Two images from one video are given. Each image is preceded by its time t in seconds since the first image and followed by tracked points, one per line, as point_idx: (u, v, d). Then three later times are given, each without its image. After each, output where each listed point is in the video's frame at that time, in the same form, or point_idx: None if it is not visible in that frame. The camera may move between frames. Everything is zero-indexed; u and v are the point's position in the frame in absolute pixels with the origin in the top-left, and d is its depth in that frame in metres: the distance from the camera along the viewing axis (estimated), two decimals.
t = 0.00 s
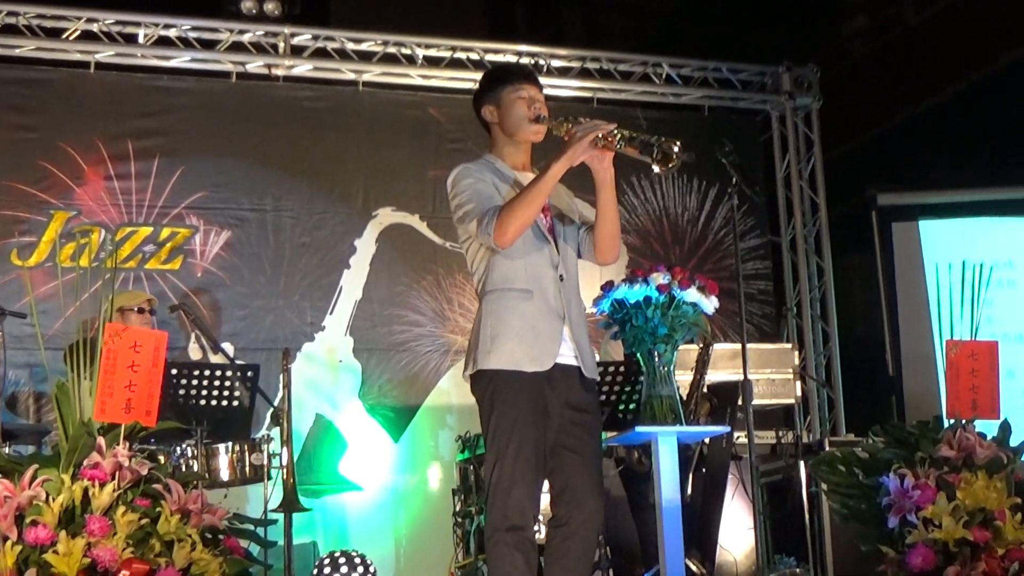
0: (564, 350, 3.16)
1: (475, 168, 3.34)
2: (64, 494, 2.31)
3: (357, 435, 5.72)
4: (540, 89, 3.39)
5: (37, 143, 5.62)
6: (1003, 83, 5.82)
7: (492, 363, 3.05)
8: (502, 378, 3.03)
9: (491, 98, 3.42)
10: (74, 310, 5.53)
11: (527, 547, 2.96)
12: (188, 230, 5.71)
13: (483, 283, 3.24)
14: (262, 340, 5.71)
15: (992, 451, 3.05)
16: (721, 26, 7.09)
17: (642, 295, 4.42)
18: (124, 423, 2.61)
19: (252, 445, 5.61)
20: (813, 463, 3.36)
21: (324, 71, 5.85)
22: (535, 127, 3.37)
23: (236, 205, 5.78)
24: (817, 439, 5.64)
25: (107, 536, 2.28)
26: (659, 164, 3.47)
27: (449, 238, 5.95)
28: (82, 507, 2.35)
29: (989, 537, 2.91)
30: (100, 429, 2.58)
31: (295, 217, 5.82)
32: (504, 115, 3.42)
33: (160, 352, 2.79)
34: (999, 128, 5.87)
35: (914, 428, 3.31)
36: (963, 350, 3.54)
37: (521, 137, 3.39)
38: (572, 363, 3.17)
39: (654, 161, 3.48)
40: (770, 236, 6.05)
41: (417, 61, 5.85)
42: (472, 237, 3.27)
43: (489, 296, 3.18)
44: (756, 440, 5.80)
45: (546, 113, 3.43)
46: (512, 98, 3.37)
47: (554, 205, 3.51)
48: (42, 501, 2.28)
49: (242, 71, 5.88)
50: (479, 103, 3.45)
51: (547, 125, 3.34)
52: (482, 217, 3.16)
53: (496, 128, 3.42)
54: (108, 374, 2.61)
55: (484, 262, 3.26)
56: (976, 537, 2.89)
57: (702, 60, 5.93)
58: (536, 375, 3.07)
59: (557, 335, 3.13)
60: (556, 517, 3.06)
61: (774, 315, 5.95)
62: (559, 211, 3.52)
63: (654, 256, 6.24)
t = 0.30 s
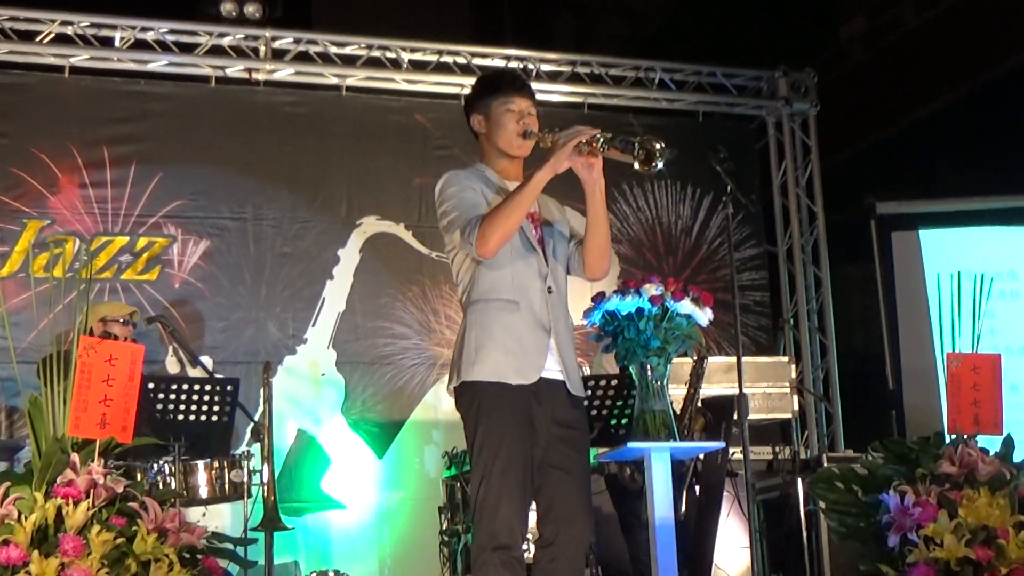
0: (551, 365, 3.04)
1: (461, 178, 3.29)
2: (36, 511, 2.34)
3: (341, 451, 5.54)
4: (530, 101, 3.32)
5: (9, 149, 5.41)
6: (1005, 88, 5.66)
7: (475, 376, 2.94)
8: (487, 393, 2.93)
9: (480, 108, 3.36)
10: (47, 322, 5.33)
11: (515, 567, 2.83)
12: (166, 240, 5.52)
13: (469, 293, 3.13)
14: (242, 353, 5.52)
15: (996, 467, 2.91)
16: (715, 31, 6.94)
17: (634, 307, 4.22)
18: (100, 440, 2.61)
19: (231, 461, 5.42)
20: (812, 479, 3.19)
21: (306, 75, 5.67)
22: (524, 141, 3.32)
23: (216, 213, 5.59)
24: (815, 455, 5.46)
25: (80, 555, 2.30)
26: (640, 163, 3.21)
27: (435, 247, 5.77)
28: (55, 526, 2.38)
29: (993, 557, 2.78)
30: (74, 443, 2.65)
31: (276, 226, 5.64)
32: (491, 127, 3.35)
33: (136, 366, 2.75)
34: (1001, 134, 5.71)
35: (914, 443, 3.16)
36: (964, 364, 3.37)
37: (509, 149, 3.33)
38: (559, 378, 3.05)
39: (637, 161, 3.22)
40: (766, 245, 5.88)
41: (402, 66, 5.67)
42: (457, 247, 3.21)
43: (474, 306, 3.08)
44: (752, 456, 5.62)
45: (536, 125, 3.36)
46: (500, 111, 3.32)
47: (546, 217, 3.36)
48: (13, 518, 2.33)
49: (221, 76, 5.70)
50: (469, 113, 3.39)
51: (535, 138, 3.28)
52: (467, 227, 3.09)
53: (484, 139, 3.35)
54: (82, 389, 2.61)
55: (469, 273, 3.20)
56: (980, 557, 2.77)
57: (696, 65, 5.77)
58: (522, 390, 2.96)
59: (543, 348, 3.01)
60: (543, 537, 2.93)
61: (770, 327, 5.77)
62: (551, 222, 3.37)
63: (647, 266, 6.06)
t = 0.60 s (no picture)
0: (541, 376, 2.92)
1: (449, 183, 3.22)
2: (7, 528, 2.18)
3: (326, 465, 5.36)
4: (522, 105, 3.27)
5: None
6: (1011, 90, 5.50)
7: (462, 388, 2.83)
8: (476, 406, 2.80)
9: (471, 112, 3.30)
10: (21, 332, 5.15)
11: None
12: (144, 247, 5.34)
13: (456, 299, 3.02)
14: (224, 364, 5.35)
15: (1002, 480, 2.77)
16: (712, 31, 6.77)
17: (628, 316, 4.01)
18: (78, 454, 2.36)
19: (213, 475, 5.24)
20: (810, 494, 3.03)
21: (290, 77, 5.49)
22: (514, 145, 3.25)
23: (197, 219, 5.41)
24: (815, 468, 5.28)
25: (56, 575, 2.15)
26: (619, 155, 3.16)
27: (423, 254, 5.60)
28: (30, 543, 2.21)
29: None
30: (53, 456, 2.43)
31: (258, 232, 5.46)
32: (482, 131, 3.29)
33: (117, 376, 2.47)
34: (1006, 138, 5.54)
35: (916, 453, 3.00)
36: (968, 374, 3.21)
37: (499, 153, 3.27)
38: (550, 390, 2.92)
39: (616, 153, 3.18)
40: (764, 252, 5.70)
41: (389, 67, 5.50)
42: (445, 253, 3.07)
43: (461, 314, 2.97)
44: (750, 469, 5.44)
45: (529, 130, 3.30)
46: (491, 114, 3.26)
47: (534, 223, 3.24)
48: None
49: (202, 77, 5.52)
50: (461, 118, 3.34)
51: (526, 141, 3.22)
52: (450, 231, 3.00)
53: (475, 143, 3.29)
54: (57, 401, 2.36)
55: (457, 279, 3.05)
56: None
57: (692, 65, 5.59)
58: (512, 403, 2.84)
59: (531, 358, 2.89)
60: (534, 554, 2.82)
61: (769, 336, 5.60)
62: (539, 228, 3.25)
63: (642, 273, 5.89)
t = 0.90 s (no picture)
0: (536, 385, 2.78)
1: (441, 189, 3.08)
2: None
3: (314, 478, 5.20)
4: (516, 108, 3.13)
5: None
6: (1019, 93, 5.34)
7: (456, 399, 2.68)
8: (468, 424, 2.66)
9: (464, 116, 3.16)
10: None
11: None
12: (127, 253, 5.16)
13: (448, 307, 2.87)
14: (209, 374, 5.18)
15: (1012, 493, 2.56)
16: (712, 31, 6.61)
17: (625, 325, 3.85)
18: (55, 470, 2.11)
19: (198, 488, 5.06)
20: (811, 508, 2.84)
21: (277, 78, 5.32)
22: (507, 150, 3.10)
23: (181, 225, 5.24)
24: (819, 482, 5.11)
25: None
26: (605, 150, 3.01)
27: (414, 261, 5.43)
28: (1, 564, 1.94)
29: None
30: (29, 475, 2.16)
31: (244, 238, 5.30)
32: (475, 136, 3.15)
33: (98, 389, 2.26)
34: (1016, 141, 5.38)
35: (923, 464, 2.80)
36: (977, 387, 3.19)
37: (492, 158, 3.13)
38: (546, 400, 2.78)
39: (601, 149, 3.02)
40: (766, 259, 5.54)
41: (379, 68, 5.33)
42: (437, 261, 2.90)
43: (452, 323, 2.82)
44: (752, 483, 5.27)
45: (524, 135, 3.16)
46: (483, 117, 3.11)
47: (527, 229, 3.09)
48: None
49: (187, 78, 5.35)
50: (454, 121, 3.20)
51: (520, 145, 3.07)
52: (440, 237, 2.86)
53: (468, 148, 3.15)
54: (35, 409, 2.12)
55: (449, 287, 2.88)
56: None
57: (692, 67, 5.41)
58: (505, 420, 2.69)
59: (526, 367, 2.75)
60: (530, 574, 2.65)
61: (771, 346, 5.43)
62: (532, 234, 3.10)
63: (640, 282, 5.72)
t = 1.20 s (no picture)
0: (534, 394, 2.61)
1: (433, 194, 2.93)
2: None
3: (304, 491, 5.03)
4: (509, 110, 2.96)
5: None
6: None
7: (451, 409, 2.52)
8: (466, 443, 2.49)
9: (456, 118, 3.00)
10: None
11: None
12: (110, 258, 4.99)
13: (440, 316, 2.71)
14: (195, 384, 5.01)
15: None
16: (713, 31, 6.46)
17: (625, 333, 3.68)
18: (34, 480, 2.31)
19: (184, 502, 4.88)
20: (822, 524, 2.73)
21: (266, 78, 5.16)
22: (501, 153, 2.93)
23: (166, 229, 5.07)
24: (825, 495, 4.94)
25: None
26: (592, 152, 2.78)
27: (407, 266, 5.27)
28: None
29: None
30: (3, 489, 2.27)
31: (231, 243, 5.13)
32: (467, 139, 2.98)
33: (78, 399, 2.48)
34: None
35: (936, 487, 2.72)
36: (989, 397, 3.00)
37: (485, 163, 2.97)
38: (545, 409, 2.61)
39: (589, 150, 2.80)
40: (771, 265, 5.37)
41: (371, 67, 5.17)
42: (428, 269, 2.74)
43: (445, 333, 2.65)
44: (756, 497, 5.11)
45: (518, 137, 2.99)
46: (475, 119, 2.94)
47: (522, 233, 2.92)
48: None
49: (172, 78, 5.19)
50: (446, 123, 3.04)
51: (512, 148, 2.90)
52: (430, 244, 2.70)
53: (460, 152, 2.99)
54: (15, 421, 2.33)
55: (443, 295, 2.71)
56: None
57: (694, 67, 5.25)
58: (501, 439, 2.52)
59: (524, 375, 2.58)
60: None
61: (775, 355, 5.26)
62: (527, 238, 2.93)
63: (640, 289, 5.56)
